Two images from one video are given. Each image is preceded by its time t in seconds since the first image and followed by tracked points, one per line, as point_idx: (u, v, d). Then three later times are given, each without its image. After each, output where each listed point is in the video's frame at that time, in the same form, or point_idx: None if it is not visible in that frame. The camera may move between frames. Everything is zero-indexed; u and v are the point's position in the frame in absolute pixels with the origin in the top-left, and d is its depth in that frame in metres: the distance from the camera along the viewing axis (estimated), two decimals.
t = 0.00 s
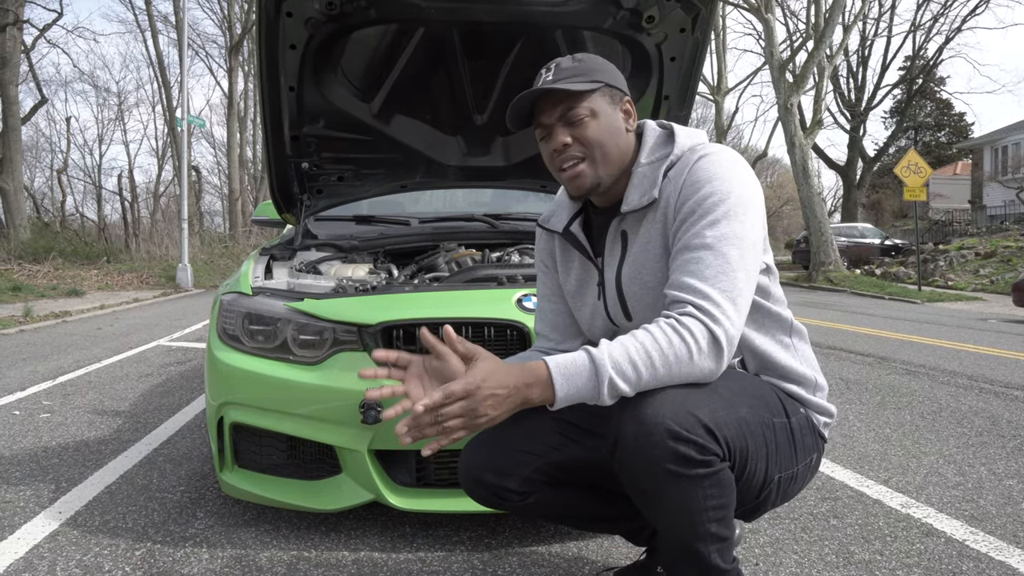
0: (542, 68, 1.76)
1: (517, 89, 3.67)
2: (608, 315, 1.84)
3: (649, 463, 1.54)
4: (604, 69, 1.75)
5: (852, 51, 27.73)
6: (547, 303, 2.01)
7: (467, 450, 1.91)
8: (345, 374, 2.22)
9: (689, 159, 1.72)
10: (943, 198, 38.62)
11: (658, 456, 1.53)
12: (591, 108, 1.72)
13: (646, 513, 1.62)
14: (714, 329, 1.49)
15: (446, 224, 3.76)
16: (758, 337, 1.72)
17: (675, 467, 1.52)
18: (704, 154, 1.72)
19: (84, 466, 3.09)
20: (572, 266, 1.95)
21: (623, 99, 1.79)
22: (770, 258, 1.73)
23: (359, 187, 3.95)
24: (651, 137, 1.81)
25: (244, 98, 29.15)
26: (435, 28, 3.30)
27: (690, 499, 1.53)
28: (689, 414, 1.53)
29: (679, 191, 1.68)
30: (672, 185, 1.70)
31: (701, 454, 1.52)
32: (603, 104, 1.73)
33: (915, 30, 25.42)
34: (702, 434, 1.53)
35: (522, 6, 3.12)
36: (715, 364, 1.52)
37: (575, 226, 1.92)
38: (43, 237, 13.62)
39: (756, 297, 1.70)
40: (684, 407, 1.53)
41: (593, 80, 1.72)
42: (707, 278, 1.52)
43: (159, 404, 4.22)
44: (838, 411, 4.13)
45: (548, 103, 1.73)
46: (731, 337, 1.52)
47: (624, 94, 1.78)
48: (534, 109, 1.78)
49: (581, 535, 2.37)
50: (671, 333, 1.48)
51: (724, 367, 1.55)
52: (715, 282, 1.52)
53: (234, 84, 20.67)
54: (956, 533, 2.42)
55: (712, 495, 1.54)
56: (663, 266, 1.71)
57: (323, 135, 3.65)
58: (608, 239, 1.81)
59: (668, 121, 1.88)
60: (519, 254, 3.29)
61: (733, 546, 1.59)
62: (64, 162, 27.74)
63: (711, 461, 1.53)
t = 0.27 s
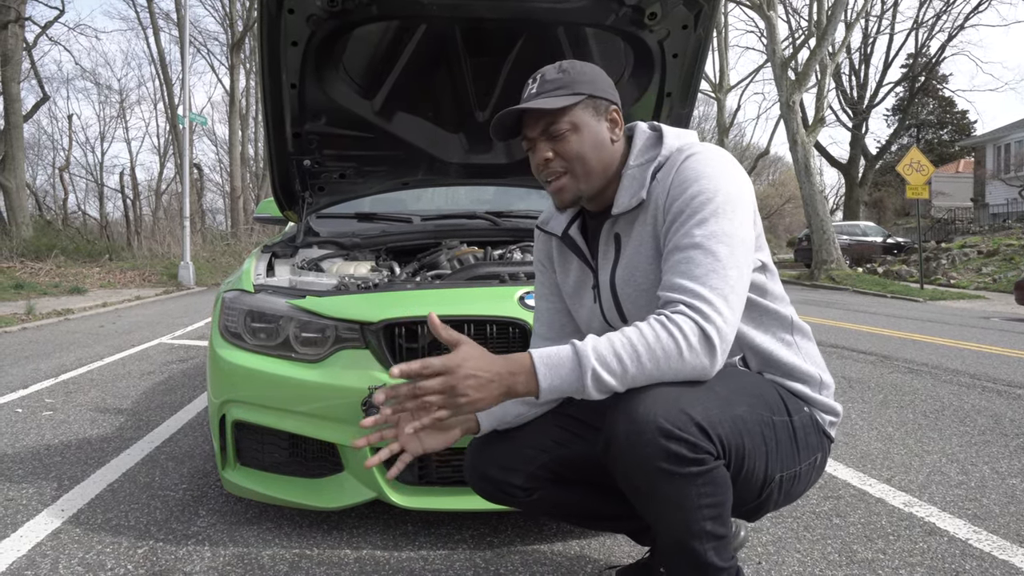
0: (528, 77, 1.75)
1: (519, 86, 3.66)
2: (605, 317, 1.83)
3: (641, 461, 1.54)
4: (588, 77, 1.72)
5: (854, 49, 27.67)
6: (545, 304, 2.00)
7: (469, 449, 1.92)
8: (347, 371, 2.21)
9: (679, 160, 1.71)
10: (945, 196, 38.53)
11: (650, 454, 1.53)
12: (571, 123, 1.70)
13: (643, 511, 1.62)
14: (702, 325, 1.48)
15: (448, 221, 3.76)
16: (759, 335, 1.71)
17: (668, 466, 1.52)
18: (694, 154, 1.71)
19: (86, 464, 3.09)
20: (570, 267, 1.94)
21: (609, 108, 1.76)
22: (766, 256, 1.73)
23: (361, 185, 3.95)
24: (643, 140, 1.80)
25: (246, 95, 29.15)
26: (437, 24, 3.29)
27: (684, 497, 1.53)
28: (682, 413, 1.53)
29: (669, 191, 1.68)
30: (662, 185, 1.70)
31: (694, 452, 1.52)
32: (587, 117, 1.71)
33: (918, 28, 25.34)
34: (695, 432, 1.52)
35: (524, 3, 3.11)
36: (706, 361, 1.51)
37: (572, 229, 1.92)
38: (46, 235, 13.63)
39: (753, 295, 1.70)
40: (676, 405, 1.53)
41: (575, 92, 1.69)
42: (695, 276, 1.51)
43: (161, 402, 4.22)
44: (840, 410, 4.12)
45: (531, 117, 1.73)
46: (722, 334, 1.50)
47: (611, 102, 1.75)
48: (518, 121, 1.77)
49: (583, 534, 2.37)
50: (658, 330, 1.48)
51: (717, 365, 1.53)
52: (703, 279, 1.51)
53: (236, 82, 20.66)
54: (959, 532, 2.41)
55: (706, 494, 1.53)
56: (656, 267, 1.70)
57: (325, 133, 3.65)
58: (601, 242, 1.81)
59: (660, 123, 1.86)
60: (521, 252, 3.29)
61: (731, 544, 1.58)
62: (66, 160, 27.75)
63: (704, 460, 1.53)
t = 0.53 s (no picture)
0: (533, 78, 1.73)
1: (522, 87, 3.66)
2: (605, 319, 1.83)
3: (634, 461, 1.55)
4: (595, 79, 1.72)
5: (856, 50, 27.67)
6: (546, 305, 2.00)
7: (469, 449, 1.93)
8: (349, 372, 2.21)
9: (677, 163, 1.71)
10: (947, 197, 38.50)
11: (642, 455, 1.53)
12: (579, 126, 1.70)
13: (639, 511, 1.62)
14: (693, 327, 1.48)
15: (450, 223, 3.77)
16: (758, 337, 1.71)
17: (660, 466, 1.53)
18: (694, 157, 1.71)
19: (88, 464, 3.10)
20: (572, 269, 1.95)
21: (614, 110, 1.76)
22: (764, 258, 1.73)
23: (363, 186, 3.95)
24: (643, 143, 1.80)
25: (247, 96, 29.19)
26: (439, 26, 3.29)
27: (677, 498, 1.53)
28: (674, 414, 1.53)
29: (665, 193, 1.68)
30: (659, 187, 1.70)
31: (685, 453, 1.52)
32: (594, 119, 1.71)
33: (920, 29, 25.33)
34: (687, 434, 1.53)
35: (526, 4, 3.11)
36: (698, 363, 1.51)
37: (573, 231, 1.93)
38: (48, 236, 13.66)
39: (751, 298, 1.70)
40: (668, 406, 1.53)
41: (583, 94, 1.69)
42: (687, 278, 1.52)
43: (162, 403, 4.23)
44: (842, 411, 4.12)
45: (537, 118, 1.72)
46: (714, 337, 1.50)
47: (616, 105, 1.75)
48: (523, 122, 1.76)
49: (584, 535, 2.36)
50: (644, 333, 1.50)
51: (709, 368, 1.53)
52: (695, 281, 1.51)
53: (238, 83, 20.68)
54: (961, 533, 2.41)
55: (700, 494, 1.53)
56: (654, 270, 1.70)
57: (327, 134, 3.66)
58: (602, 244, 1.82)
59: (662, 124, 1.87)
60: (523, 253, 3.29)
61: (728, 544, 1.57)
62: (68, 161, 27.80)
63: (696, 460, 1.53)
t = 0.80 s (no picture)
0: (551, 68, 1.74)
1: (522, 87, 3.66)
2: (607, 320, 1.83)
3: (632, 461, 1.55)
4: (614, 74, 1.75)
5: (856, 51, 27.67)
6: (546, 305, 2.00)
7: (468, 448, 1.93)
8: (349, 372, 2.22)
9: (682, 163, 1.71)
10: (946, 198, 38.51)
11: (640, 454, 1.54)
12: (600, 117, 1.72)
13: (638, 510, 1.62)
14: (692, 329, 1.48)
15: (450, 223, 3.77)
16: (756, 338, 1.72)
17: (658, 466, 1.53)
18: (699, 159, 1.71)
19: (88, 464, 3.10)
20: (572, 269, 1.95)
21: (629, 106, 1.80)
22: (765, 259, 1.73)
23: (363, 186, 3.95)
24: (649, 143, 1.82)
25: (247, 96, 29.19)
26: (439, 26, 3.29)
27: (675, 497, 1.53)
28: (672, 413, 1.53)
29: (669, 194, 1.69)
30: (663, 189, 1.71)
31: (684, 452, 1.52)
32: (613, 112, 1.74)
33: (920, 30, 25.33)
34: (685, 433, 1.53)
35: (526, 5, 3.11)
36: (697, 365, 1.51)
37: (573, 230, 1.93)
38: (48, 236, 13.65)
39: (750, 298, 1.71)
40: (665, 406, 1.54)
41: (605, 86, 1.71)
42: (687, 279, 1.52)
43: (162, 403, 4.22)
44: (841, 412, 4.12)
45: (559, 108, 1.72)
46: (715, 340, 1.50)
47: (632, 102, 1.79)
48: (541, 112, 1.76)
49: (584, 535, 2.36)
50: (643, 333, 1.51)
51: (708, 371, 1.53)
52: (696, 282, 1.51)
53: (237, 83, 20.67)
54: (960, 534, 2.41)
55: (698, 493, 1.53)
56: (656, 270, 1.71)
57: (327, 134, 3.65)
58: (605, 243, 1.82)
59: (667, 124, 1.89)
60: (522, 253, 3.29)
61: (727, 544, 1.57)
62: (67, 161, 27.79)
63: (694, 460, 1.53)
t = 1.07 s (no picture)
0: (568, 61, 1.74)
1: (523, 87, 3.66)
2: (610, 319, 1.83)
3: (640, 460, 1.54)
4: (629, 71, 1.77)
5: (858, 50, 27.63)
6: (547, 304, 2.00)
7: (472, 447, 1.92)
8: (351, 372, 2.21)
9: (690, 163, 1.72)
10: (948, 197, 38.46)
11: (648, 453, 1.53)
12: (621, 109, 1.73)
13: (643, 510, 1.61)
14: (701, 329, 1.48)
15: (451, 223, 3.76)
16: (759, 339, 1.71)
17: (666, 465, 1.52)
18: (707, 158, 1.71)
19: (89, 463, 3.10)
20: (574, 269, 1.94)
21: (642, 105, 1.82)
22: (771, 259, 1.72)
23: (365, 185, 3.95)
24: (659, 142, 1.83)
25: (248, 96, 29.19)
26: (440, 26, 3.29)
27: (683, 496, 1.53)
28: (680, 412, 1.53)
29: (677, 194, 1.69)
30: (671, 188, 1.70)
31: (692, 451, 1.52)
32: (632, 106, 1.76)
33: (921, 29, 25.28)
34: (693, 432, 1.52)
35: (527, 4, 3.11)
36: (705, 364, 1.51)
37: (575, 229, 1.92)
38: (49, 235, 13.66)
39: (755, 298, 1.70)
40: (674, 405, 1.53)
41: (625, 79, 1.73)
42: (696, 278, 1.52)
43: (163, 402, 4.22)
44: (842, 411, 4.12)
45: (580, 97, 1.72)
46: (723, 339, 1.50)
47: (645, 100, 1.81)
48: (560, 103, 1.74)
49: (585, 535, 2.36)
50: (652, 331, 1.50)
51: (715, 370, 1.53)
52: (705, 282, 1.51)
53: (238, 82, 20.67)
54: (961, 534, 2.41)
55: (706, 493, 1.53)
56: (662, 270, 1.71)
57: (328, 133, 3.65)
58: (609, 242, 1.81)
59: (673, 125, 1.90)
60: (523, 253, 3.28)
61: (732, 543, 1.57)
62: (69, 160, 27.82)
63: (702, 459, 1.53)
